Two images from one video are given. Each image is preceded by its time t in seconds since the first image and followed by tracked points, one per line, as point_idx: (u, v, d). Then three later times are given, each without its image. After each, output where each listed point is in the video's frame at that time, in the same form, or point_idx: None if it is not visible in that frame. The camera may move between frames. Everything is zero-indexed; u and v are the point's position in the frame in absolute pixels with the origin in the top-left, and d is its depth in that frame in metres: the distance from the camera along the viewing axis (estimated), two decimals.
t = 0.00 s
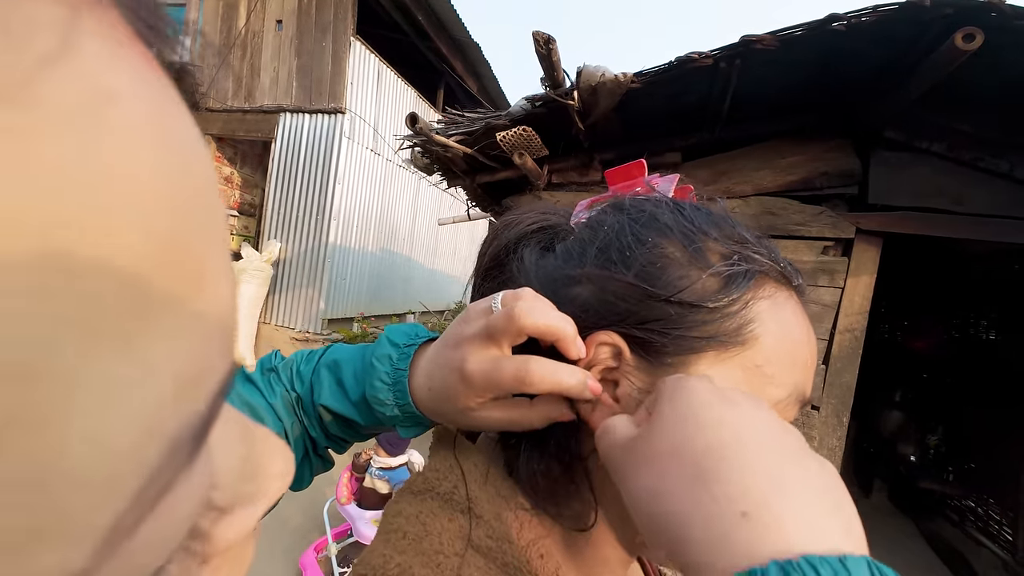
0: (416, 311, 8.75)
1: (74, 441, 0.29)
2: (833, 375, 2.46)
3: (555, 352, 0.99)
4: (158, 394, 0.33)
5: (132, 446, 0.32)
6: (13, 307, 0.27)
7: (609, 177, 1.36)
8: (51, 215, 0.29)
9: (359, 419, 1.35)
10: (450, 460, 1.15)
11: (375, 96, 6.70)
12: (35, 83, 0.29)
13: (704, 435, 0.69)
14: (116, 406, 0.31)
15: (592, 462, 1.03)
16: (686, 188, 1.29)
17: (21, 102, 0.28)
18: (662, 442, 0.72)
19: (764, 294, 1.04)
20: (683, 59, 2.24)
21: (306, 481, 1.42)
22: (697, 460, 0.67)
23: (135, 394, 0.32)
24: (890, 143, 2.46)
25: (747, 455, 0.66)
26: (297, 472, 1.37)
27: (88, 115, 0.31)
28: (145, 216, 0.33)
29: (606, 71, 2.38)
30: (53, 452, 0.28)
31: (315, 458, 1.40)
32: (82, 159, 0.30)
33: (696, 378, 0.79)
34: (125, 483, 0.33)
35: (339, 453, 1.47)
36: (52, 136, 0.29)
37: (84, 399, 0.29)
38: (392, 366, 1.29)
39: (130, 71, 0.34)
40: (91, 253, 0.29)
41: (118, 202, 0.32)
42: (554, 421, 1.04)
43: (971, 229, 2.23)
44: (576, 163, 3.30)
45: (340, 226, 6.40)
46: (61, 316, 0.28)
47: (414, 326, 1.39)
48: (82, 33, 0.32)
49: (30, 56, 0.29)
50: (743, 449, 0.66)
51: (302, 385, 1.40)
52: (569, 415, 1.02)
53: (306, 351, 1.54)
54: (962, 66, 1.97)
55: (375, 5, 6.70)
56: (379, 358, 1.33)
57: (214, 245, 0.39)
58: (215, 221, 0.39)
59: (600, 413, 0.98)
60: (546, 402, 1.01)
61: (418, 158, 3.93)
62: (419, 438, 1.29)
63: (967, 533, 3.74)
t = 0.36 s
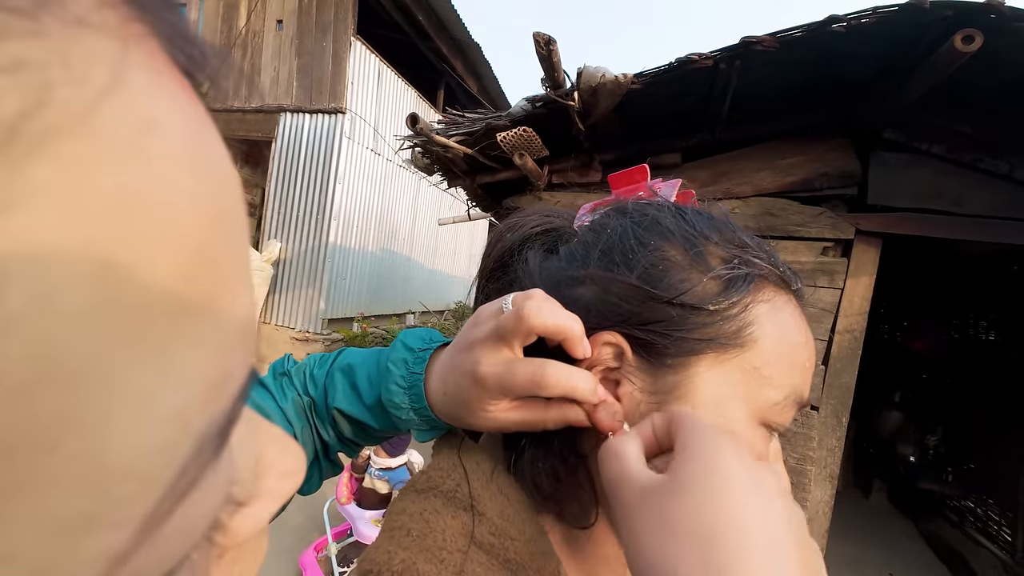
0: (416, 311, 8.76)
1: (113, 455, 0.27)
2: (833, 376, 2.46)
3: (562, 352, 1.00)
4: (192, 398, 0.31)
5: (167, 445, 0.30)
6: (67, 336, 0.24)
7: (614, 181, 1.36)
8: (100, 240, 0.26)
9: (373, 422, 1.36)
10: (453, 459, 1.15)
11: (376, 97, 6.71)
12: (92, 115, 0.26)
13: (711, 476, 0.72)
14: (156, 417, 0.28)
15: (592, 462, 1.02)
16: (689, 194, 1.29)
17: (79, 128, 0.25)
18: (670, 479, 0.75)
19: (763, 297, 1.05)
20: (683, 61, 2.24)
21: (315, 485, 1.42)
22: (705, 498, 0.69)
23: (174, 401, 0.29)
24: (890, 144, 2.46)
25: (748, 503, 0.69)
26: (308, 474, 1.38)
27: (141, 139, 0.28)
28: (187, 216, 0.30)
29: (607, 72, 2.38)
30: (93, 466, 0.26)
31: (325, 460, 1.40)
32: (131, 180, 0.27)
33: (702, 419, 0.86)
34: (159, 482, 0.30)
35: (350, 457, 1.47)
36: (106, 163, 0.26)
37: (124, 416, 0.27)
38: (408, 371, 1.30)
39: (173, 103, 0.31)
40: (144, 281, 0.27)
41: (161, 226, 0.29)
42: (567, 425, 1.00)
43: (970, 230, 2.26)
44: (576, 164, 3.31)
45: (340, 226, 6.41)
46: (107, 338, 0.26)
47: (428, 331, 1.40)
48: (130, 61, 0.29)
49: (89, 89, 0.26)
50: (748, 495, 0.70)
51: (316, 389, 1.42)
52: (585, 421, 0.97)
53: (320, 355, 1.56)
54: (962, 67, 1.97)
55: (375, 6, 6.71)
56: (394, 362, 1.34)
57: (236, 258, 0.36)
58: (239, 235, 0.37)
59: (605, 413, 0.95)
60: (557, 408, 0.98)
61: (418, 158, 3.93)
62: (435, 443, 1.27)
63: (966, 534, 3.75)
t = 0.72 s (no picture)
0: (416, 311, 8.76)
1: (151, 470, 0.29)
2: (833, 376, 2.46)
3: (563, 350, 1.00)
4: (223, 417, 0.33)
5: (198, 469, 0.32)
6: (114, 353, 0.27)
7: (617, 180, 1.35)
8: (147, 265, 0.28)
9: (375, 424, 1.36)
10: (454, 459, 1.14)
11: (376, 95, 6.70)
12: (133, 140, 0.28)
13: (705, 539, 0.70)
14: (189, 434, 0.30)
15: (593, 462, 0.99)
16: (692, 194, 1.29)
17: (120, 159, 0.28)
18: (665, 532, 0.73)
19: (764, 298, 1.05)
20: (683, 61, 2.24)
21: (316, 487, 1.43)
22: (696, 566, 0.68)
23: (205, 421, 0.31)
24: (890, 144, 2.45)
25: None
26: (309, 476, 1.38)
27: (177, 167, 0.30)
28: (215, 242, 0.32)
29: (608, 71, 2.37)
30: (133, 480, 0.28)
31: (326, 463, 1.41)
32: (171, 205, 0.30)
33: (711, 461, 0.82)
34: (193, 500, 0.32)
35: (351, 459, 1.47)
36: (143, 187, 0.29)
37: (162, 432, 0.29)
38: (411, 372, 1.30)
39: (206, 126, 0.34)
40: (181, 296, 0.29)
41: (196, 247, 0.31)
42: (571, 423, 0.97)
43: (969, 230, 2.27)
44: (576, 164, 3.31)
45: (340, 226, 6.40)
46: (144, 362, 0.28)
47: (431, 333, 1.40)
48: (167, 87, 0.31)
49: (130, 113, 0.29)
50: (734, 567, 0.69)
51: (318, 390, 1.43)
52: (588, 420, 0.96)
53: (323, 356, 1.57)
54: (963, 68, 1.97)
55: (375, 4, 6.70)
56: (397, 364, 1.33)
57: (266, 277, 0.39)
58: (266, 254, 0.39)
59: (606, 411, 0.94)
60: (558, 411, 0.97)
61: (418, 158, 3.93)
62: (436, 445, 1.26)
63: (965, 534, 3.74)
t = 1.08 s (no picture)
0: (416, 310, 8.76)
1: (158, 468, 0.28)
2: (834, 377, 2.46)
3: (560, 344, 0.99)
4: (232, 413, 0.33)
5: (201, 471, 0.31)
6: (126, 351, 0.26)
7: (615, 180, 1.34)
8: (162, 262, 0.28)
9: (374, 424, 1.35)
10: (451, 457, 1.14)
11: (376, 95, 6.70)
12: (145, 139, 0.29)
13: (677, 565, 0.71)
14: (198, 430, 0.30)
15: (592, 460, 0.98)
16: (691, 191, 1.29)
17: (133, 155, 0.28)
18: (641, 549, 0.73)
19: (763, 293, 1.04)
20: (685, 59, 2.23)
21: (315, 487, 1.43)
22: None
23: (214, 416, 0.31)
24: (892, 144, 2.46)
25: None
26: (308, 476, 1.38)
27: (187, 165, 0.31)
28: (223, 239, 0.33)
29: (609, 70, 2.37)
30: (142, 478, 0.27)
31: (326, 463, 1.42)
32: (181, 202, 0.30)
33: (700, 478, 0.82)
34: (201, 497, 0.31)
35: (350, 459, 1.46)
36: (156, 184, 0.29)
37: (172, 428, 0.28)
38: (411, 372, 1.29)
39: (213, 123, 0.34)
40: (193, 293, 0.29)
41: (206, 245, 0.31)
42: (568, 419, 0.96)
43: (970, 231, 2.27)
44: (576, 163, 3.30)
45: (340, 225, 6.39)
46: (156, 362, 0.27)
47: (431, 332, 1.40)
48: (176, 85, 0.32)
49: (142, 111, 0.29)
50: None
51: (318, 390, 1.43)
52: (586, 415, 0.95)
53: (323, 356, 1.57)
54: (965, 68, 1.97)
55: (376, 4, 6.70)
56: (397, 363, 1.34)
57: (268, 276, 0.39)
58: (268, 254, 0.39)
59: (603, 404, 0.96)
60: (554, 406, 0.96)
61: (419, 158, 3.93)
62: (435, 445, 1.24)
63: (965, 535, 3.74)
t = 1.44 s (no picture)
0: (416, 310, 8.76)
1: (155, 462, 0.27)
2: (835, 377, 2.45)
3: (558, 343, 0.98)
4: (228, 408, 0.32)
5: (197, 465, 0.30)
6: (121, 344, 0.26)
7: (617, 177, 1.33)
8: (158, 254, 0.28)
9: (372, 424, 1.35)
10: (451, 455, 1.13)
11: (377, 94, 6.68)
12: (143, 125, 0.28)
13: (677, 556, 0.70)
14: (193, 424, 0.29)
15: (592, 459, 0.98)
16: (693, 188, 1.28)
17: (129, 140, 0.27)
18: (641, 538, 0.72)
19: (765, 291, 1.04)
20: (688, 58, 2.22)
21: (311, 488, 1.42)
22: None
23: (209, 411, 0.30)
24: (894, 144, 2.46)
25: None
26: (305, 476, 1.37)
27: (185, 154, 0.30)
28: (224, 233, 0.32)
29: (610, 69, 2.36)
30: (138, 471, 0.27)
31: (322, 463, 1.41)
32: (177, 192, 0.29)
33: (702, 468, 0.82)
34: (195, 493, 0.31)
35: (347, 459, 1.46)
36: (154, 171, 0.28)
37: (166, 423, 0.28)
38: (409, 370, 1.29)
39: (215, 114, 0.34)
40: (189, 287, 0.29)
41: (204, 239, 0.31)
42: (567, 417, 0.95)
43: (971, 231, 2.27)
44: (577, 163, 3.30)
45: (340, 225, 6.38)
46: (151, 355, 0.27)
47: (429, 331, 1.40)
48: (173, 74, 0.31)
49: (139, 98, 0.29)
50: None
51: (315, 389, 1.43)
52: (585, 414, 0.94)
53: (321, 355, 1.56)
54: (968, 67, 1.96)
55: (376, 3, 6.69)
56: (395, 362, 1.34)
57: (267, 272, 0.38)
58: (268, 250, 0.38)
59: (603, 403, 0.94)
60: (552, 406, 0.95)
61: (419, 157, 3.92)
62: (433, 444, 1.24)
63: (965, 536, 3.74)
